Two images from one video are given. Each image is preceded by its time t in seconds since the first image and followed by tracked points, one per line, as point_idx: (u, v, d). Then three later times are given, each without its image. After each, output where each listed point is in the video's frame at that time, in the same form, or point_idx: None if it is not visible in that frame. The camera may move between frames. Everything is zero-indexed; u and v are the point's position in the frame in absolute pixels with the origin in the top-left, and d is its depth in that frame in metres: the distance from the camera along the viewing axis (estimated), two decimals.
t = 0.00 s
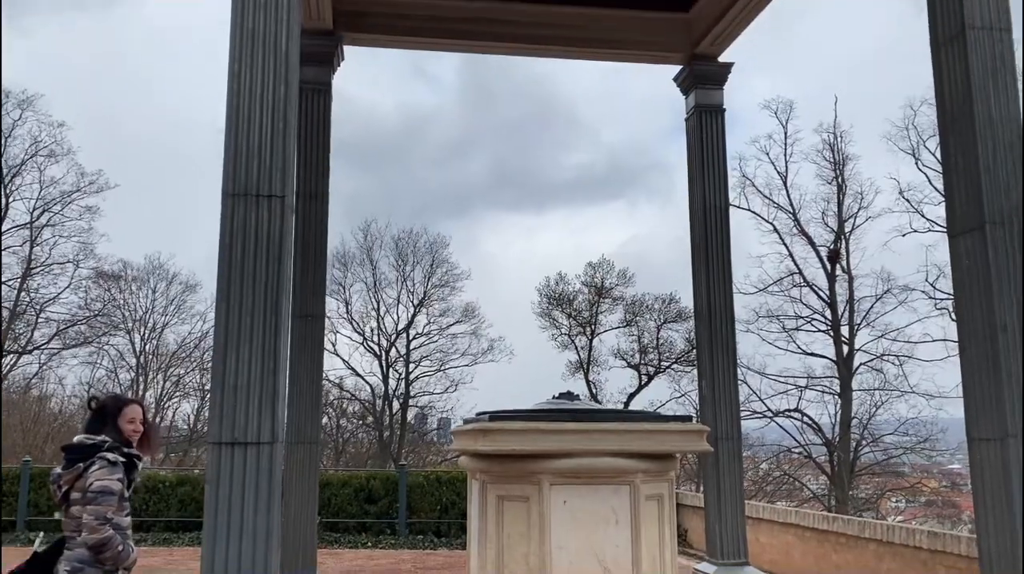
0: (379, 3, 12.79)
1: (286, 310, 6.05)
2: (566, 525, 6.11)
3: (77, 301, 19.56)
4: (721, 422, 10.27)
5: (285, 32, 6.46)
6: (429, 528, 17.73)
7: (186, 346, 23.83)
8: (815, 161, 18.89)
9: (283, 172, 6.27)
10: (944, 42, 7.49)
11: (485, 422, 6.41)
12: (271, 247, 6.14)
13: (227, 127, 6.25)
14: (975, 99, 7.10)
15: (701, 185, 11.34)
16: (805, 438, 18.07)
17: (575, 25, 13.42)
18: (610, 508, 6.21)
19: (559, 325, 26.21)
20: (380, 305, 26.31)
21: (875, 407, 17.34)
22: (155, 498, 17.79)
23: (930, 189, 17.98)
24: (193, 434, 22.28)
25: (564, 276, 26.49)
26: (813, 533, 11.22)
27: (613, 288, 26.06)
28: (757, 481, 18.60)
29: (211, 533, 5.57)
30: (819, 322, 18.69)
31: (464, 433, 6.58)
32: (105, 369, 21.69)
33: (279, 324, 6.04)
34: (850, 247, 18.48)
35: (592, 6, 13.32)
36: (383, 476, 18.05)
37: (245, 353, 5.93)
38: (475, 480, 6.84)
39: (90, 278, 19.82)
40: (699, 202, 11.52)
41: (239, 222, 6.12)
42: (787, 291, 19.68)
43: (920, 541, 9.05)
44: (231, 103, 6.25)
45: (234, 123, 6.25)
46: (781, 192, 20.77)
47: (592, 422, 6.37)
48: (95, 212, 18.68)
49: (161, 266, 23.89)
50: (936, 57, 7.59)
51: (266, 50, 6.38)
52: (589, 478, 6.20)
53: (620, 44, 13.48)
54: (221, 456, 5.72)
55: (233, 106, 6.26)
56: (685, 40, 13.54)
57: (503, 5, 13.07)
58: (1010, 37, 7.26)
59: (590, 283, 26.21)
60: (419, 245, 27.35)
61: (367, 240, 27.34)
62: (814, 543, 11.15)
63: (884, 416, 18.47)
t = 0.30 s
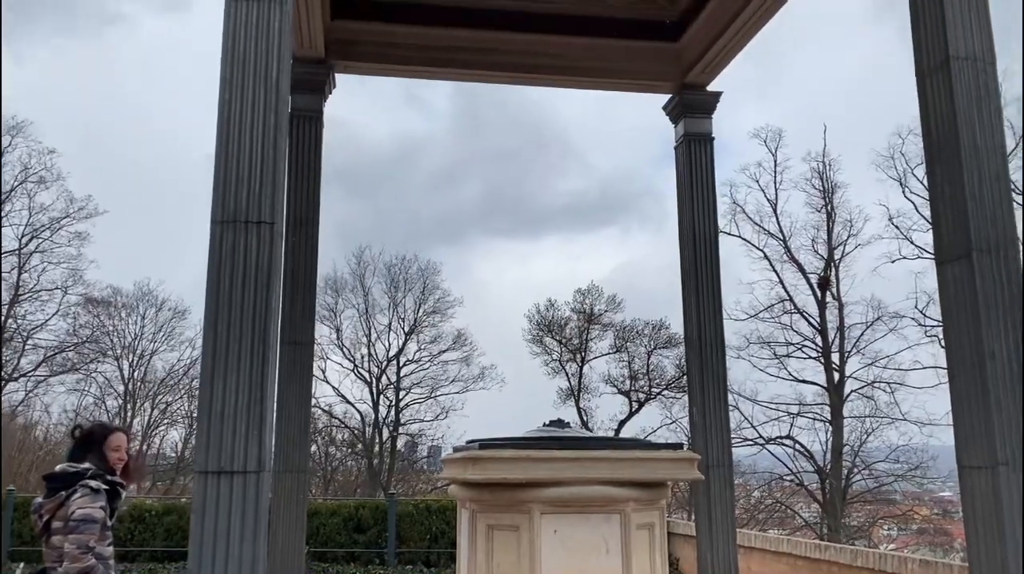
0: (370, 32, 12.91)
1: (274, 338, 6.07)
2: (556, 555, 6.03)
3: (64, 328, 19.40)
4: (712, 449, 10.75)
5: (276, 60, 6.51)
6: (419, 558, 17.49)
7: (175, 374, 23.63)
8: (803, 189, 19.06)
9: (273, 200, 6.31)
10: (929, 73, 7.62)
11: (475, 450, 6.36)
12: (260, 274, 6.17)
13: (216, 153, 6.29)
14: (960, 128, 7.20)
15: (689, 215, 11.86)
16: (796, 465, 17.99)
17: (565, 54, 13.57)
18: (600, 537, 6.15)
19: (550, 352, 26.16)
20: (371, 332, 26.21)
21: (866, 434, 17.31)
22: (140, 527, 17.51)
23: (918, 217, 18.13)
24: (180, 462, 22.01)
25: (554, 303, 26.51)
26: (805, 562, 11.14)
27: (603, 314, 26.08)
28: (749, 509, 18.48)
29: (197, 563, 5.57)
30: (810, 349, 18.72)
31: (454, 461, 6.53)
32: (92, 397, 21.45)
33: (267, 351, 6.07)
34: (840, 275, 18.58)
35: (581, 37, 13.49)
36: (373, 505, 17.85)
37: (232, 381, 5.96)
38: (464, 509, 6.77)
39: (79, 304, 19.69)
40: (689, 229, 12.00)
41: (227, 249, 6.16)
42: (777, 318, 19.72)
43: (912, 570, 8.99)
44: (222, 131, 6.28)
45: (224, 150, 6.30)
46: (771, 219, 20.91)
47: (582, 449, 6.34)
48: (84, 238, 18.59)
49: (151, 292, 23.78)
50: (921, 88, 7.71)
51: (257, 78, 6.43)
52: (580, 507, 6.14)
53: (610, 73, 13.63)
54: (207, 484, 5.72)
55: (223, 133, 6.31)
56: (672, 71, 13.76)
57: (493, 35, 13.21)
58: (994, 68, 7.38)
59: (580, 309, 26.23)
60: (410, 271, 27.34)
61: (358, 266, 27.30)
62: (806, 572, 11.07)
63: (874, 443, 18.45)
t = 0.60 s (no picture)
0: (360, 62, 13.00)
1: (260, 367, 6.07)
2: None
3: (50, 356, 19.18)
4: (701, 478, 10.86)
5: (265, 89, 6.54)
6: None
7: (162, 403, 23.37)
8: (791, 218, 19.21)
9: (260, 228, 6.32)
10: (913, 104, 7.73)
11: (463, 480, 6.30)
12: (246, 302, 6.17)
13: (204, 181, 6.30)
14: (944, 157, 7.28)
15: (679, 244, 12.06)
16: (787, 494, 17.90)
17: (554, 84, 13.71)
18: (589, 569, 6.05)
19: (540, 380, 26.06)
20: (360, 360, 26.06)
21: (856, 463, 17.28)
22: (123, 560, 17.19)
23: (905, 245, 18.29)
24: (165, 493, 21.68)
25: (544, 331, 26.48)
26: None
27: (593, 342, 26.06)
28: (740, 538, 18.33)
29: None
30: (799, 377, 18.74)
31: (442, 491, 6.45)
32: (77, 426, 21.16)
33: (253, 380, 6.06)
34: (829, 303, 18.66)
35: (570, 67, 13.63)
36: (360, 536, 17.73)
37: (217, 410, 5.93)
38: (452, 540, 6.68)
39: (65, 333, 19.50)
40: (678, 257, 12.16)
41: (213, 276, 6.15)
42: (767, 346, 19.75)
43: None
44: (209, 159, 6.30)
45: (212, 178, 6.32)
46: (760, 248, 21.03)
47: (570, 479, 6.29)
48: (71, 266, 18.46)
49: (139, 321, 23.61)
50: (906, 119, 7.82)
51: (246, 107, 6.46)
52: (569, 538, 6.06)
53: (599, 103, 13.76)
54: (190, 514, 5.69)
55: (211, 161, 6.32)
56: (660, 101, 13.92)
57: (483, 65, 13.33)
58: (977, 99, 7.48)
59: (569, 337, 26.19)
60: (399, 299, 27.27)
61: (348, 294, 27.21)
62: None
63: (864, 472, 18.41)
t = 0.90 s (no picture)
0: (349, 94, 13.08)
1: (244, 398, 6.03)
2: None
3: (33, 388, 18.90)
4: (689, 512, 10.91)
5: (253, 120, 6.57)
6: None
7: (147, 435, 23.03)
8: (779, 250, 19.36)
9: (246, 258, 6.31)
10: (897, 136, 7.83)
11: (450, 514, 6.20)
12: (232, 333, 6.14)
13: (190, 212, 6.31)
14: (927, 188, 7.37)
15: (667, 276, 12.16)
16: (777, 527, 17.77)
17: (542, 116, 13.83)
18: None
19: (530, 411, 25.92)
20: (347, 391, 25.84)
21: (846, 495, 17.22)
22: None
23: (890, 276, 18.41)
24: (147, 528, 21.27)
25: (535, 362, 26.40)
26: None
27: (583, 373, 26.00)
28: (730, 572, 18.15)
29: None
30: (788, 408, 18.73)
31: (428, 525, 6.34)
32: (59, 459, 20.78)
33: (237, 412, 6.02)
34: (817, 334, 18.72)
35: (558, 99, 13.78)
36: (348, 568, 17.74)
37: (199, 443, 5.88)
38: None
39: (49, 364, 19.24)
40: (666, 289, 12.25)
41: (198, 307, 6.12)
42: (755, 376, 19.76)
43: None
44: (196, 190, 6.31)
45: (198, 208, 6.32)
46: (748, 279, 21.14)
47: (558, 512, 6.20)
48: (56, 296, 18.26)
49: (126, 352, 23.35)
50: (890, 151, 7.92)
51: (233, 138, 6.48)
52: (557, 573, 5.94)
53: (587, 135, 13.88)
54: (170, 549, 5.61)
55: (197, 192, 6.33)
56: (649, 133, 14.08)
57: (471, 97, 13.44)
58: (958, 132, 7.61)
59: (560, 368, 26.12)
60: (387, 329, 27.15)
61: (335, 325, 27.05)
62: None
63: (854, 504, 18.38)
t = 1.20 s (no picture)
0: (337, 128, 13.19)
1: (226, 432, 5.99)
2: None
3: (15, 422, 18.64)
4: (678, 549, 10.86)
5: (239, 153, 6.62)
6: None
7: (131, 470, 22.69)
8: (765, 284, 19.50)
9: (230, 292, 6.31)
10: (878, 172, 7.96)
11: (435, 550, 6.12)
12: (216, 367, 6.12)
13: (175, 246, 6.33)
14: (910, 223, 7.48)
15: (654, 309, 12.23)
16: (766, 562, 17.62)
17: (530, 150, 13.98)
18: None
19: (520, 445, 25.74)
20: (333, 426, 25.60)
21: (835, 529, 17.13)
22: None
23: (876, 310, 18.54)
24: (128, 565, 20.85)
25: (526, 396, 26.28)
26: None
27: (574, 407, 25.88)
28: None
29: None
30: (776, 442, 18.69)
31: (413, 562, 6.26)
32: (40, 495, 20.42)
33: (219, 446, 5.98)
34: (803, 367, 18.77)
35: (545, 134, 13.94)
36: None
37: (181, 479, 5.83)
38: None
39: (32, 398, 19.01)
40: (653, 322, 12.31)
41: (181, 341, 6.12)
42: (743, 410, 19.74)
43: None
44: (181, 224, 6.34)
45: (183, 242, 6.34)
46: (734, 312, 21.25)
47: (545, 549, 6.14)
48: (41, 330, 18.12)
49: (112, 386, 23.11)
50: (872, 187, 8.05)
51: (219, 172, 6.52)
52: None
53: (574, 170, 14.03)
54: None
55: (183, 227, 6.36)
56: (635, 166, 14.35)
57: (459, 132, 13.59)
58: (939, 168, 7.75)
59: (550, 402, 26.00)
60: (375, 363, 27.01)
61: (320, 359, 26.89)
62: None
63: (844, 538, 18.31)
